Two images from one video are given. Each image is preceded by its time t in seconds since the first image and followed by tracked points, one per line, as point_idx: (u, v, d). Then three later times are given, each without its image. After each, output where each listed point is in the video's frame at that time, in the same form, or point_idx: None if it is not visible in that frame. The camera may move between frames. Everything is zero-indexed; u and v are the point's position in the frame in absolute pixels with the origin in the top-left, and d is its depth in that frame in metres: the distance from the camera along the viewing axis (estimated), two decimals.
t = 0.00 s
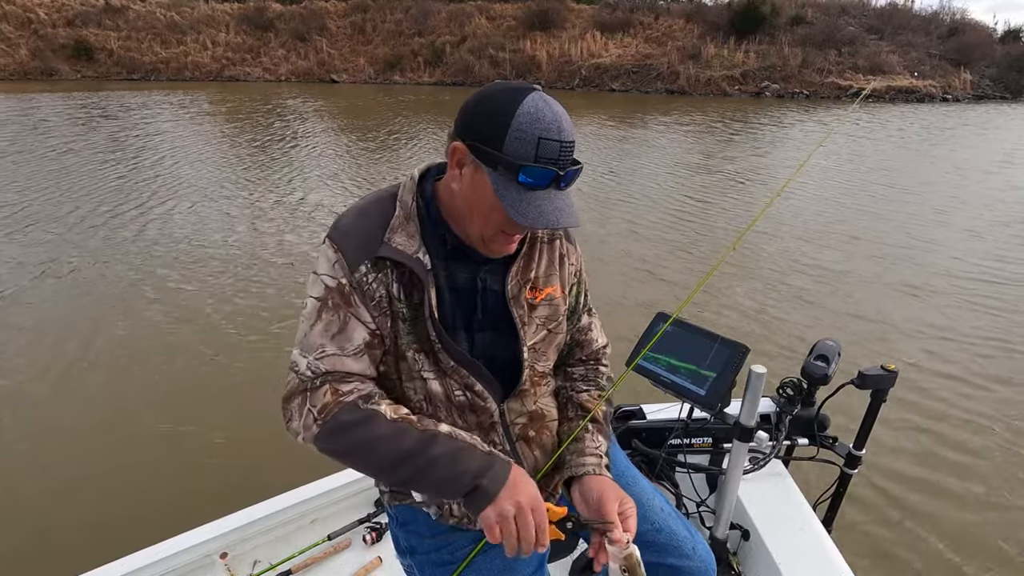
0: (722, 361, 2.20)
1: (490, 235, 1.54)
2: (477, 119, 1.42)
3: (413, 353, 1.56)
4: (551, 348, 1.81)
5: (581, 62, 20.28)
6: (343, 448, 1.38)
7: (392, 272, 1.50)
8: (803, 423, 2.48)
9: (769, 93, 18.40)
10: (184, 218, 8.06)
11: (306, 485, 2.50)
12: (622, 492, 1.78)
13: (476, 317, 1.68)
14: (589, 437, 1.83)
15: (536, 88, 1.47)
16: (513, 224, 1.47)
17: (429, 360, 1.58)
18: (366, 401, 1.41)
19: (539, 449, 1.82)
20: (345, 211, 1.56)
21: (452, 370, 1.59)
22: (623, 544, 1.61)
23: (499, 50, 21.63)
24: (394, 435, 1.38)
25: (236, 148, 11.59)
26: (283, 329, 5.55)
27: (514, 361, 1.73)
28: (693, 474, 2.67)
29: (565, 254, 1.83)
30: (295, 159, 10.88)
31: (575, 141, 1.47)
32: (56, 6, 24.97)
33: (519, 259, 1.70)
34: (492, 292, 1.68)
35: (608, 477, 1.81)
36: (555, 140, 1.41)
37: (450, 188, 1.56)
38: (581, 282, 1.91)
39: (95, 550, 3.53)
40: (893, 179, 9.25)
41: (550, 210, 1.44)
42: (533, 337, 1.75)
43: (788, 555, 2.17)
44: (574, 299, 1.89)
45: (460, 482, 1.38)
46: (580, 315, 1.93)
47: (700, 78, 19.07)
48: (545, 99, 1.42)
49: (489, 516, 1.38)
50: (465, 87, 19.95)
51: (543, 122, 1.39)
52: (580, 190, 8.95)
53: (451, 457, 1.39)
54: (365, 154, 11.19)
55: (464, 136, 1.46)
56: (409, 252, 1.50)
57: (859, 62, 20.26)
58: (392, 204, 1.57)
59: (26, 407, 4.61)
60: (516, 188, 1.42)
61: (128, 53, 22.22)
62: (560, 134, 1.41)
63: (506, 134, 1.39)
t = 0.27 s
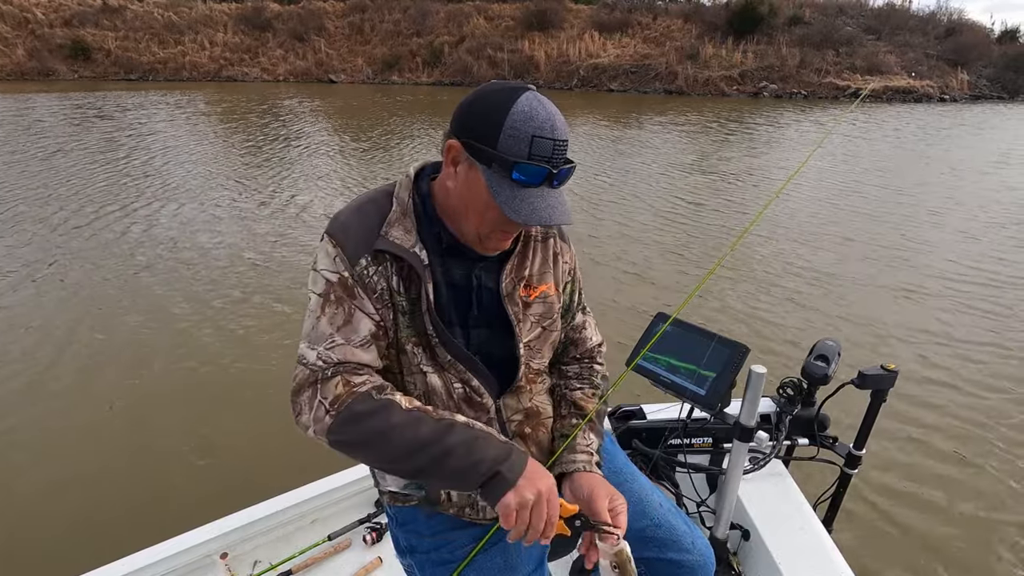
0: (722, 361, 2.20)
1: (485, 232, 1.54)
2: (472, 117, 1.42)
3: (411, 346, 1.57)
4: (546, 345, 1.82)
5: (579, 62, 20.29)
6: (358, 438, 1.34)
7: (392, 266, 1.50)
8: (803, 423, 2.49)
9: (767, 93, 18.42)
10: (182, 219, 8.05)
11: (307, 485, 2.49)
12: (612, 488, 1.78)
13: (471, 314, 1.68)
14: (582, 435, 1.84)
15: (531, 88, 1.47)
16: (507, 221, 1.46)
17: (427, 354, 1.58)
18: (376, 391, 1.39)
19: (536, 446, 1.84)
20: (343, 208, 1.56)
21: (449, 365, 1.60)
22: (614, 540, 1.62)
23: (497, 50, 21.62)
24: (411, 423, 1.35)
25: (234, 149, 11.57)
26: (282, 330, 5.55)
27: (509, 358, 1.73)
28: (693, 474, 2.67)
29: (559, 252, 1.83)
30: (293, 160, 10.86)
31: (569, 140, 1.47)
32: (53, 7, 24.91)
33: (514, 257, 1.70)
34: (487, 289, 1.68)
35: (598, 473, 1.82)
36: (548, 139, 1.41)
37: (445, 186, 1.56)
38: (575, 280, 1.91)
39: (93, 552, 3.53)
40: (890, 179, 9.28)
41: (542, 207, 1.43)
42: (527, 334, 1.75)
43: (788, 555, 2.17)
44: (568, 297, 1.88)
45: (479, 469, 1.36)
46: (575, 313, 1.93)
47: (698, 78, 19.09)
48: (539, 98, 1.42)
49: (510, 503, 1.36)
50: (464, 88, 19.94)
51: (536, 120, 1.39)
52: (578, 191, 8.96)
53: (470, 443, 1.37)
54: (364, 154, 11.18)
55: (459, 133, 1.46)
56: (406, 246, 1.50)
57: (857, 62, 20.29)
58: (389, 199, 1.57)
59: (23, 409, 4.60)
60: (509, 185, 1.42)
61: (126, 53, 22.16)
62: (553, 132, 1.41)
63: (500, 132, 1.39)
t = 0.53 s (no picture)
0: (721, 361, 2.21)
1: (482, 231, 1.54)
2: (468, 116, 1.42)
3: (412, 342, 1.57)
4: (544, 344, 1.80)
5: (578, 62, 20.29)
6: (370, 429, 1.34)
7: (393, 262, 1.50)
8: (803, 423, 2.49)
9: (765, 93, 18.44)
10: (180, 219, 8.04)
11: (307, 485, 2.49)
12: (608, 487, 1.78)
13: (469, 312, 1.67)
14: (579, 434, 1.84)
15: (527, 86, 1.47)
16: (504, 219, 1.46)
17: (426, 351, 1.58)
18: (386, 383, 1.38)
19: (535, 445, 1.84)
20: (343, 205, 1.56)
21: (448, 363, 1.60)
22: (610, 541, 1.65)
23: (496, 50, 21.61)
24: (424, 412, 1.34)
25: (232, 148, 11.54)
26: (281, 331, 5.54)
27: (507, 356, 1.73)
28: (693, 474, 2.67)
29: (556, 251, 1.82)
30: (291, 160, 10.85)
31: (565, 138, 1.48)
32: (51, 6, 24.86)
33: (511, 256, 1.70)
34: (485, 288, 1.68)
35: (594, 473, 1.80)
36: (545, 136, 1.41)
37: (442, 185, 1.56)
38: (573, 279, 1.91)
39: (90, 553, 3.52)
40: (889, 179, 9.30)
41: (538, 205, 1.43)
42: (525, 333, 1.75)
43: (787, 554, 2.18)
44: (565, 297, 1.88)
45: (492, 457, 1.35)
46: (573, 312, 1.93)
47: (696, 78, 19.09)
48: (536, 97, 1.42)
49: (524, 491, 1.35)
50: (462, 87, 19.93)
51: (532, 118, 1.39)
52: (577, 191, 8.96)
53: (483, 432, 1.36)
54: (362, 154, 11.17)
55: (456, 132, 1.45)
56: (405, 242, 1.50)
57: (855, 62, 20.32)
58: (388, 197, 1.57)
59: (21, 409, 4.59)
60: (506, 183, 1.42)
61: (123, 52, 22.11)
62: (549, 131, 1.41)
63: (496, 131, 1.39)
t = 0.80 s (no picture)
0: (721, 360, 2.21)
1: (481, 230, 1.53)
2: (466, 115, 1.42)
3: (413, 339, 1.56)
4: (544, 345, 1.80)
5: (577, 62, 20.30)
6: (386, 421, 1.32)
7: (395, 258, 1.50)
8: (803, 423, 2.49)
9: (764, 93, 18.45)
10: (178, 218, 8.03)
11: (307, 485, 2.49)
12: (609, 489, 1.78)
13: (469, 312, 1.67)
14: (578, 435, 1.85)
15: (527, 87, 1.47)
16: (502, 219, 1.46)
17: (427, 348, 1.58)
18: (400, 376, 1.38)
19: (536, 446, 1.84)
20: (344, 203, 1.55)
21: (448, 360, 1.60)
22: (614, 548, 1.66)
23: (494, 50, 21.60)
24: (441, 404, 1.35)
25: (231, 149, 11.53)
26: (280, 331, 5.53)
27: (506, 356, 1.73)
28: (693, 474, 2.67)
29: (555, 251, 1.83)
30: (290, 160, 10.84)
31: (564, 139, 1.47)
32: (49, 6, 24.83)
33: (510, 256, 1.70)
34: (484, 287, 1.67)
35: (595, 477, 1.80)
36: (543, 136, 1.40)
37: (441, 184, 1.55)
38: (572, 279, 1.91)
39: (88, 552, 3.52)
40: (887, 180, 9.31)
41: (535, 206, 1.43)
42: (524, 333, 1.74)
43: (788, 555, 2.18)
44: (564, 297, 1.88)
45: (510, 448, 1.36)
46: (572, 312, 1.93)
47: (695, 78, 19.10)
48: (534, 97, 1.42)
49: (541, 482, 1.37)
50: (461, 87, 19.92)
51: (530, 118, 1.39)
52: (576, 192, 8.96)
53: (499, 424, 1.37)
54: (361, 154, 11.16)
55: (455, 131, 1.45)
56: (406, 239, 1.50)
57: (854, 62, 20.33)
58: (389, 194, 1.57)
59: (19, 409, 4.58)
60: (504, 182, 1.42)
61: (121, 52, 22.07)
62: (547, 131, 1.41)
63: (494, 130, 1.38)
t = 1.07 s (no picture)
0: (721, 362, 2.21)
1: (481, 230, 1.53)
2: (468, 115, 1.41)
3: (414, 336, 1.56)
4: (543, 344, 1.80)
5: (576, 62, 20.32)
6: (394, 416, 1.31)
7: (397, 256, 1.50)
8: (802, 423, 2.49)
9: (763, 93, 18.48)
10: (177, 219, 8.02)
11: (307, 484, 2.49)
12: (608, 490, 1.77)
13: (469, 311, 1.67)
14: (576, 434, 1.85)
15: (528, 87, 1.47)
16: (502, 219, 1.46)
17: (428, 346, 1.58)
18: (406, 372, 1.37)
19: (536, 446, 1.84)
20: (344, 202, 1.55)
21: (449, 359, 1.60)
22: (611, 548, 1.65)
23: (494, 50, 21.61)
24: (450, 400, 1.35)
25: (231, 149, 11.54)
26: (279, 331, 5.53)
27: (505, 355, 1.73)
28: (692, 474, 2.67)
29: (555, 251, 1.82)
30: (290, 160, 10.85)
31: (565, 139, 1.47)
32: (47, 6, 24.81)
33: (510, 255, 1.70)
34: (483, 286, 1.67)
35: (594, 478, 1.80)
36: (543, 137, 1.40)
37: (441, 184, 1.55)
38: (572, 279, 1.90)
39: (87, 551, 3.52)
40: (886, 181, 9.32)
41: (535, 207, 1.43)
42: (524, 333, 1.74)
43: (787, 555, 2.18)
44: (563, 297, 1.88)
45: (518, 445, 1.37)
46: (571, 312, 1.92)
47: (694, 78, 19.12)
48: (536, 98, 1.42)
49: (548, 479, 1.39)
50: (460, 88, 19.93)
51: (531, 120, 1.39)
52: (575, 192, 8.97)
53: (507, 420, 1.39)
54: (361, 154, 11.16)
55: (456, 131, 1.45)
56: (407, 237, 1.50)
57: (853, 62, 20.35)
58: (390, 193, 1.57)
59: (19, 409, 4.57)
60: (504, 183, 1.42)
61: (121, 52, 22.06)
62: (548, 132, 1.41)
63: (495, 131, 1.38)
